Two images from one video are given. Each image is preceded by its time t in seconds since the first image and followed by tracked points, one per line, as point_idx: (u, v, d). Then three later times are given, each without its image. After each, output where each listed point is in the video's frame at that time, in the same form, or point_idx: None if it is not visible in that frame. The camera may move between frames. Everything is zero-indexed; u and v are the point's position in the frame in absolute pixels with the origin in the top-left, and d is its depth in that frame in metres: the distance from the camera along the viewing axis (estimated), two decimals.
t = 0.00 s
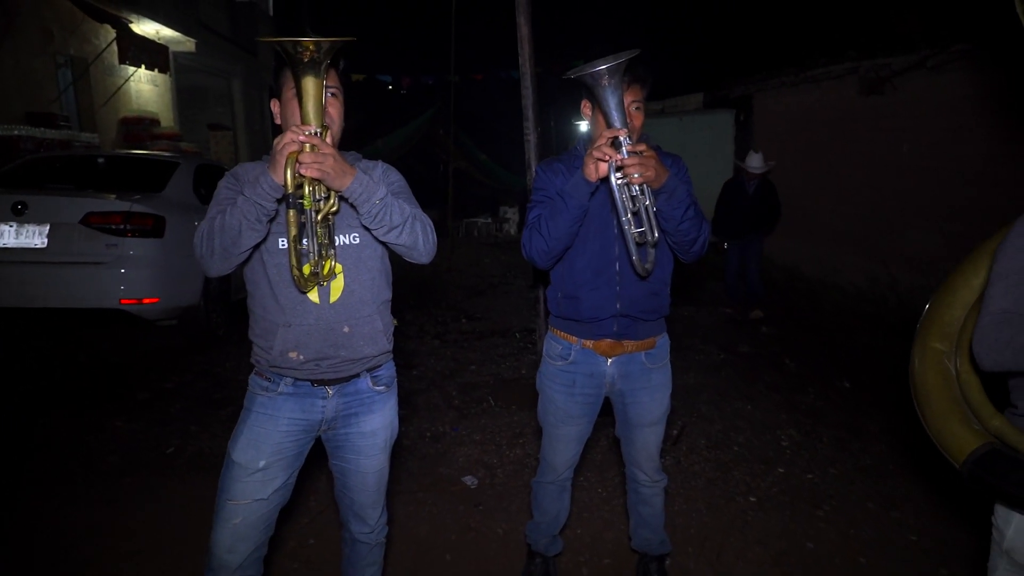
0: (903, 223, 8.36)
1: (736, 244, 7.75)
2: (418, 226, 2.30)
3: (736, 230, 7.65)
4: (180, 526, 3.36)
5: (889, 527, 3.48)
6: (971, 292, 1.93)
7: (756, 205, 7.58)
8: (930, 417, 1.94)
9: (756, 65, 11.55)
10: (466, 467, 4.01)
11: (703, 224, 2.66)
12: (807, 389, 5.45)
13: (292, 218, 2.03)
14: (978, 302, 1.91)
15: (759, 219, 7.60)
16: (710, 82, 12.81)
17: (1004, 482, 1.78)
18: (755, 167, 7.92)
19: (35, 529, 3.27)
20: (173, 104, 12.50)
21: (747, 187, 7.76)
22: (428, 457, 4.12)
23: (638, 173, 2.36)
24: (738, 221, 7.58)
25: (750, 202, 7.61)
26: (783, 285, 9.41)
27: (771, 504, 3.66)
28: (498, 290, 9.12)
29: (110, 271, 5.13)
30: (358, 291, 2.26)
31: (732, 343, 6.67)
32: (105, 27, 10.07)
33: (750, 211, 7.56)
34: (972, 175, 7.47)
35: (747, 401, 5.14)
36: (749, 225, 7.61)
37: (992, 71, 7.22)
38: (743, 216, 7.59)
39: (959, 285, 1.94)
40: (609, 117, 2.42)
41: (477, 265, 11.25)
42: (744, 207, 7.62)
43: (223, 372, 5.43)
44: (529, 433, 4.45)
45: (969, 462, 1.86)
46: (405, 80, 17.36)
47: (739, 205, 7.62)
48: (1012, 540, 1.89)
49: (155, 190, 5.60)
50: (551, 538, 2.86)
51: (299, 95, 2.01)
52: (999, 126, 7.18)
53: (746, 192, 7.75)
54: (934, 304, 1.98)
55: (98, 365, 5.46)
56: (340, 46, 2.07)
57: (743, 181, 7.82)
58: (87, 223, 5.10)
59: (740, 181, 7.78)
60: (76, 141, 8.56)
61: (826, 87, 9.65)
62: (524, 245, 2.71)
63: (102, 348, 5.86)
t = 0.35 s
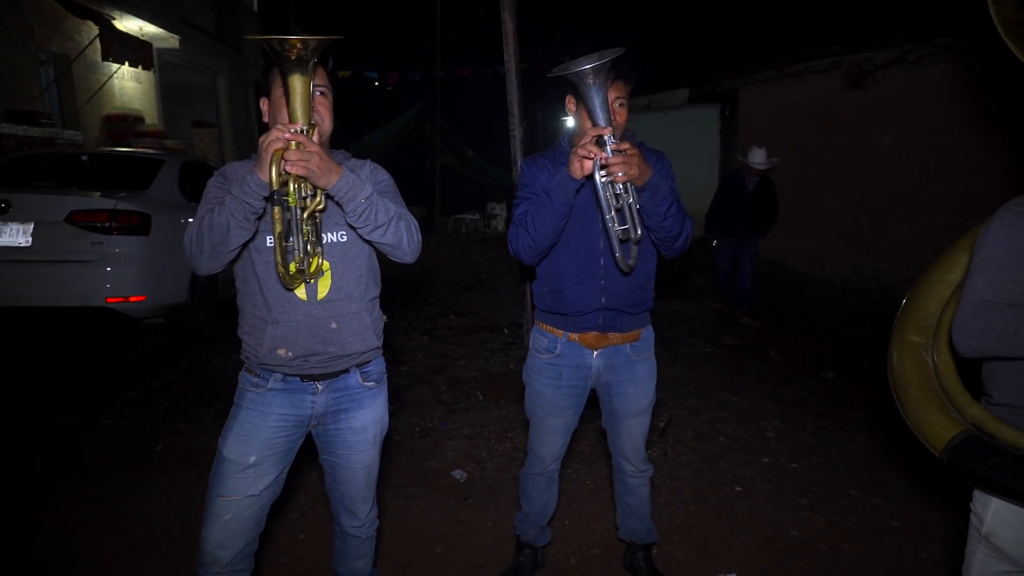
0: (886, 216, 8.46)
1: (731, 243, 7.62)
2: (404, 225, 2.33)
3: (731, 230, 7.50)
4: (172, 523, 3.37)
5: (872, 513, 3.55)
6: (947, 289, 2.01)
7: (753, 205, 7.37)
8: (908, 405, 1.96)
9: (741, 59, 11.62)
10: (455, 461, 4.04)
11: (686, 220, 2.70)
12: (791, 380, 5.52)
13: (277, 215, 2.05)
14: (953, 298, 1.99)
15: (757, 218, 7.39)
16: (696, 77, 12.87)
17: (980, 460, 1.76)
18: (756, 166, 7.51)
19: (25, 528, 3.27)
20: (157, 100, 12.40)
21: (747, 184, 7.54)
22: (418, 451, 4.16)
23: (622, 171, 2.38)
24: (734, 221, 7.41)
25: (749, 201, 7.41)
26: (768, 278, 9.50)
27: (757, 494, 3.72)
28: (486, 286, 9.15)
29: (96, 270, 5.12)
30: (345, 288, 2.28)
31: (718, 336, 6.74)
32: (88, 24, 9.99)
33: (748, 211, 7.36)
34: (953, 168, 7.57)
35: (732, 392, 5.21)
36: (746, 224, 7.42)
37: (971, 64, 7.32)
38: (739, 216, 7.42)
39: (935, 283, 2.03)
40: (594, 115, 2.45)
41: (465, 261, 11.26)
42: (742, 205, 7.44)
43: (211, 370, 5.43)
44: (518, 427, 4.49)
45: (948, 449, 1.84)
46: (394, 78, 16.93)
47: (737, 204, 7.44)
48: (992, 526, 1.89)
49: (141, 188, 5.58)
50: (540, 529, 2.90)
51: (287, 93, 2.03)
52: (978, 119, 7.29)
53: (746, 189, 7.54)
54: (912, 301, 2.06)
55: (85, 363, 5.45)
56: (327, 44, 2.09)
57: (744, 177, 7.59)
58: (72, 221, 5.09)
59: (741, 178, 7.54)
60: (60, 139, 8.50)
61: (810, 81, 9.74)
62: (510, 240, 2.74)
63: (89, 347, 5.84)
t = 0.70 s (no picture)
0: (869, 218, 8.55)
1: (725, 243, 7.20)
2: (392, 224, 2.32)
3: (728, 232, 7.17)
4: (155, 525, 3.34)
5: (855, 512, 3.58)
6: (933, 294, 2.04)
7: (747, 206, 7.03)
8: (898, 410, 1.99)
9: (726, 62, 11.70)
10: (442, 462, 4.03)
11: (675, 221, 2.71)
12: (776, 380, 5.57)
13: (260, 217, 2.04)
14: (938, 301, 2.02)
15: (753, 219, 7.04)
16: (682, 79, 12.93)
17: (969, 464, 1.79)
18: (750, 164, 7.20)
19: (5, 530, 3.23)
20: (140, 97, 12.26)
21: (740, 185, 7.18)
22: (405, 451, 4.15)
23: (613, 173, 2.39)
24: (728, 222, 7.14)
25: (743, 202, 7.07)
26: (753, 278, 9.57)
27: (743, 493, 3.74)
28: (472, 286, 9.14)
29: (78, 269, 5.06)
30: (332, 288, 2.27)
31: (704, 336, 6.78)
32: (69, 20, 9.85)
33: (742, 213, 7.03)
34: (933, 170, 7.67)
35: (718, 392, 5.24)
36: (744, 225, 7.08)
37: (952, 69, 7.43)
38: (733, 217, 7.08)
39: (921, 288, 2.05)
40: (585, 116, 2.46)
41: (451, 261, 11.24)
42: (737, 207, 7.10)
43: (196, 370, 5.39)
44: (505, 427, 4.49)
45: (939, 452, 1.87)
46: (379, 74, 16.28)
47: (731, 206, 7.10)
48: (983, 527, 1.91)
49: (124, 186, 5.52)
50: (528, 530, 2.91)
51: (270, 92, 2.02)
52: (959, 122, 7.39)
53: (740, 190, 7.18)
54: (898, 307, 2.09)
55: (67, 363, 5.38)
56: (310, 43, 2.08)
57: (736, 178, 7.23)
58: (54, 220, 5.02)
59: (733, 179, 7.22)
60: (39, 136, 8.37)
61: (794, 84, 9.83)
62: (500, 242, 2.74)
63: (71, 346, 5.77)
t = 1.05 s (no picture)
0: (840, 208, 8.67)
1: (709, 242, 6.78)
2: (369, 217, 2.28)
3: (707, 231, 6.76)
4: (127, 524, 3.29)
5: (829, 499, 3.64)
6: (907, 286, 2.05)
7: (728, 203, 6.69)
8: (878, 404, 2.03)
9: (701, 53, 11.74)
10: (421, 456, 4.01)
11: (653, 213, 2.70)
12: (751, 369, 5.63)
13: (234, 209, 1.99)
14: (914, 292, 2.03)
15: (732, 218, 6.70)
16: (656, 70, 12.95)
17: (953, 457, 1.85)
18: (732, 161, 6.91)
19: None
20: (106, 86, 11.97)
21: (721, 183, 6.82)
22: (383, 446, 4.12)
23: (592, 165, 2.36)
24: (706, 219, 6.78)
25: (725, 200, 6.67)
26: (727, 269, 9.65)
27: (719, 481, 3.79)
28: (448, 278, 9.10)
29: (44, 263, 4.96)
30: (308, 283, 2.23)
31: (680, 327, 6.82)
32: (32, 6, 9.50)
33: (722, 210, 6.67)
34: (903, 162, 7.79)
35: (695, 382, 5.28)
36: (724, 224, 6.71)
37: (920, 62, 7.54)
38: (715, 217, 6.66)
39: (895, 280, 2.06)
40: (561, 109, 2.42)
41: (427, 253, 11.17)
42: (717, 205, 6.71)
43: (168, 365, 5.29)
44: (484, 420, 4.48)
45: (921, 446, 1.93)
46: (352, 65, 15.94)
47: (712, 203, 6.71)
48: (963, 517, 1.94)
49: (91, 178, 5.39)
50: (509, 523, 2.90)
51: (243, 80, 1.97)
52: (928, 114, 7.51)
53: (719, 188, 6.78)
54: (873, 299, 2.10)
55: (34, 359, 5.25)
56: (285, 32, 2.03)
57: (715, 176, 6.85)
58: (17, 212, 4.90)
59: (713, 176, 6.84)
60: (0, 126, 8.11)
61: (767, 76, 9.90)
62: (480, 236, 2.72)
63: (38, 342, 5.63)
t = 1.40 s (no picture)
0: (810, 205, 8.80)
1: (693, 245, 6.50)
2: (344, 213, 2.27)
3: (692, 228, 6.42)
4: (98, 529, 3.23)
5: (801, 490, 3.70)
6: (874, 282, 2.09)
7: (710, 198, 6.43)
8: (850, 398, 2.05)
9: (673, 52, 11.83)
10: (397, 455, 3.99)
11: (627, 208, 2.72)
12: (725, 364, 5.70)
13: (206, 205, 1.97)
14: (883, 287, 2.06)
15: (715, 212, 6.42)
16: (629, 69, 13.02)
17: (925, 449, 1.89)
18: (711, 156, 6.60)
19: None
20: (70, 84, 11.70)
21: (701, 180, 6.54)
22: (359, 445, 4.10)
23: (565, 164, 2.37)
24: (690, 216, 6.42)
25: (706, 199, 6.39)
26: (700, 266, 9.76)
27: (695, 476, 3.82)
28: (423, 277, 9.06)
29: (8, 263, 4.85)
30: (282, 281, 2.21)
31: (654, 323, 6.87)
32: None
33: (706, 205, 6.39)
34: (871, 159, 7.94)
35: (670, 378, 5.33)
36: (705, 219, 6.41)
37: (886, 61, 7.68)
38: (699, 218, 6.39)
39: (862, 275, 2.10)
40: (534, 109, 2.43)
41: (401, 252, 11.11)
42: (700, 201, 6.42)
43: (138, 367, 5.20)
44: (460, 418, 4.48)
45: (891, 438, 1.96)
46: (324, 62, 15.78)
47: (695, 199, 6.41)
48: (933, 506, 1.98)
49: (56, 177, 5.28)
50: (487, 521, 2.90)
51: (214, 75, 1.95)
52: (894, 112, 7.65)
53: (699, 186, 6.50)
54: (841, 294, 2.13)
55: None
56: (257, 26, 2.01)
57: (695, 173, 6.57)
58: None
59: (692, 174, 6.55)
60: None
61: (738, 74, 10.01)
62: (455, 235, 2.72)
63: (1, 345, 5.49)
